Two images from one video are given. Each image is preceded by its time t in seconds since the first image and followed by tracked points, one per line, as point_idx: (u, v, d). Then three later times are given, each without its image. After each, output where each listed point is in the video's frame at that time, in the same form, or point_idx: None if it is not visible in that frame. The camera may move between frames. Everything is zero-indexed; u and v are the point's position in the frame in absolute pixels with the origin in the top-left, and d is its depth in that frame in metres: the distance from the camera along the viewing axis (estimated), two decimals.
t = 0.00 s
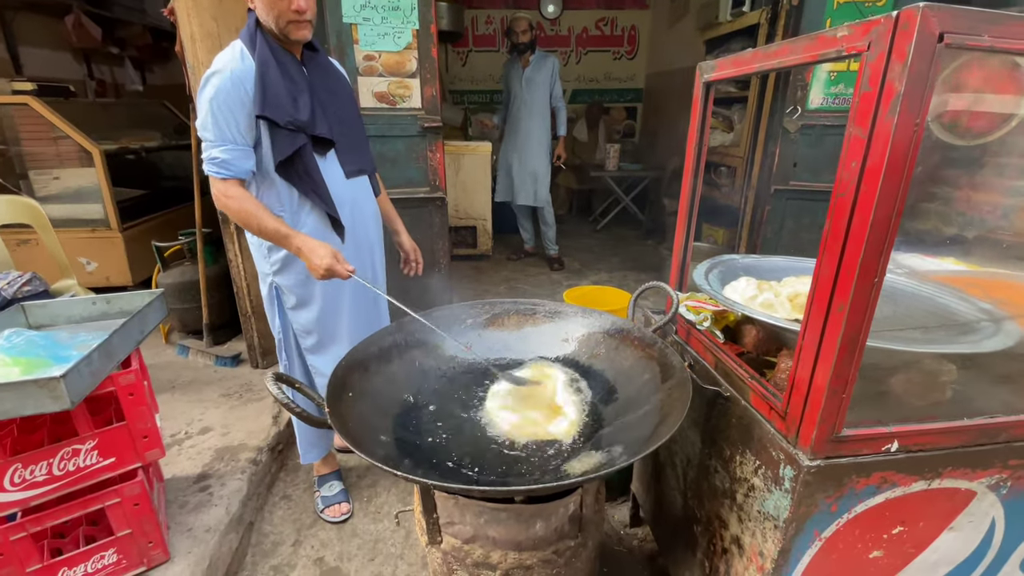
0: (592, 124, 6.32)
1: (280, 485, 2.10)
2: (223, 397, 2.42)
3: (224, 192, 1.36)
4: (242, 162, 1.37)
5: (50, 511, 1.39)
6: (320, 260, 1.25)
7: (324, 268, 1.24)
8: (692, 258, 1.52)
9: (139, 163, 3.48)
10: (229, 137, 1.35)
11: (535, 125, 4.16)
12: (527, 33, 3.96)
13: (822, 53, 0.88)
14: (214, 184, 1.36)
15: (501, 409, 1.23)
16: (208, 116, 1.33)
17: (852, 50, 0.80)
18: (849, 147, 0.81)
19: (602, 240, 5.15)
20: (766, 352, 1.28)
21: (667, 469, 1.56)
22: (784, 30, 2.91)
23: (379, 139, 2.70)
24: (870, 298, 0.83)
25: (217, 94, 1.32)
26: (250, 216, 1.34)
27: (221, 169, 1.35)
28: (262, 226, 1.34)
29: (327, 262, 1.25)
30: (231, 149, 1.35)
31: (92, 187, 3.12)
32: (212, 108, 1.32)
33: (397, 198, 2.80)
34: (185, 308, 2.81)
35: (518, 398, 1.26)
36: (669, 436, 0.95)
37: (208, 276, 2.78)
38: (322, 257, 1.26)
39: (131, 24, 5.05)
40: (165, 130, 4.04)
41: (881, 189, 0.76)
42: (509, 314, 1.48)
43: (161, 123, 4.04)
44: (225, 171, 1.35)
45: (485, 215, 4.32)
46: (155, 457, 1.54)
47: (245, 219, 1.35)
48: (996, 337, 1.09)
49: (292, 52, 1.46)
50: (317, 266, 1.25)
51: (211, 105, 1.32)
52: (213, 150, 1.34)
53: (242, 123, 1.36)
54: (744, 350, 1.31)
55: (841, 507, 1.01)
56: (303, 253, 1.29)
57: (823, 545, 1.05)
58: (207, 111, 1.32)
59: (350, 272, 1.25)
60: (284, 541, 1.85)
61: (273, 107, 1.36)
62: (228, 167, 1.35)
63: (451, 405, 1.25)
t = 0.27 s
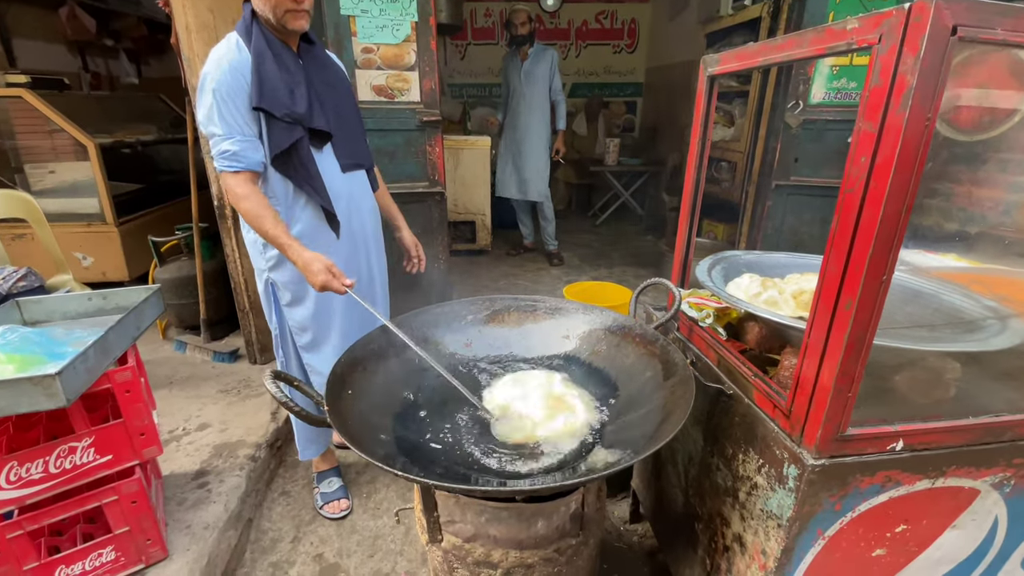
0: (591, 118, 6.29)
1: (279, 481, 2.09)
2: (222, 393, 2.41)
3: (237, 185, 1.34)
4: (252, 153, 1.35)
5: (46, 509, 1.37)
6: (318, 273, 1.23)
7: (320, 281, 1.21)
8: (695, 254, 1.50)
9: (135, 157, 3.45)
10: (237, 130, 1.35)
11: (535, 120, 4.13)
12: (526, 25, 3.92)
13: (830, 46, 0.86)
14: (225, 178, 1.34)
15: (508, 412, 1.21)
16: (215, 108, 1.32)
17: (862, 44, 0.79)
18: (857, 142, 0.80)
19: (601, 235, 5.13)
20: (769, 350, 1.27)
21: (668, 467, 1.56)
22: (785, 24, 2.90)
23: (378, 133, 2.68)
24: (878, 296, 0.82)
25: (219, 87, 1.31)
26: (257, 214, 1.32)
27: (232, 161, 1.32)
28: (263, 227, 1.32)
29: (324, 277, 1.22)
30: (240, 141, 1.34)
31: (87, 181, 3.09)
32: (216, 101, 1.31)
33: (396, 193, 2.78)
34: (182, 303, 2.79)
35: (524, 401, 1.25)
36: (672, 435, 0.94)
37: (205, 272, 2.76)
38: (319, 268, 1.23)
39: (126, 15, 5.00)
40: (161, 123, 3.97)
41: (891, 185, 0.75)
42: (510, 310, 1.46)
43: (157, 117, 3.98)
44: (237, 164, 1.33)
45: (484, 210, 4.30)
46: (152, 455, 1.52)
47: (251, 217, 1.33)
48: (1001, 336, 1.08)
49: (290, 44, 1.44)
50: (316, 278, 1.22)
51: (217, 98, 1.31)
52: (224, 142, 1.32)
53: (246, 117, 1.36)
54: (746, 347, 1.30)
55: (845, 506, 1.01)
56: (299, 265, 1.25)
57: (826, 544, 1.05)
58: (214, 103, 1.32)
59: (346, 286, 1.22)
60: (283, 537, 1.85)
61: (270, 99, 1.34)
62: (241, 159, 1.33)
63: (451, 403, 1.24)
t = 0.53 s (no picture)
0: (590, 114, 6.26)
1: (277, 479, 2.08)
2: (219, 391, 2.40)
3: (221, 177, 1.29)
4: (242, 146, 1.30)
5: (43, 509, 1.36)
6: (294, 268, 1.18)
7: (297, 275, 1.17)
8: (695, 251, 1.50)
9: (130, 152, 3.42)
10: (229, 121, 1.30)
11: (533, 116, 4.11)
12: (525, 19, 3.89)
13: (835, 41, 0.85)
14: (216, 170, 1.29)
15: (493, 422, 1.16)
16: (207, 98, 1.27)
17: (868, 38, 0.77)
18: (863, 139, 0.79)
19: (600, 232, 5.12)
20: (770, 347, 1.26)
21: (668, 464, 1.55)
22: (785, 19, 2.90)
23: (376, 129, 2.66)
24: (883, 294, 0.81)
25: (215, 77, 1.27)
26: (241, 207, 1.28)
27: (221, 153, 1.28)
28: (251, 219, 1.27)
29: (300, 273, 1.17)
30: (231, 132, 1.29)
31: (81, 177, 3.06)
32: (209, 91, 1.27)
33: (394, 189, 2.77)
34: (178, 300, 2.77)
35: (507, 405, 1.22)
36: (674, 434, 0.93)
37: (202, 269, 2.74)
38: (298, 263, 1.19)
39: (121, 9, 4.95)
40: (156, 118, 3.94)
41: (897, 182, 0.74)
42: (509, 308, 1.45)
43: (152, 112, 3.95)
44: (225, 156, 1.28)
45: (482, 206, 4.28)
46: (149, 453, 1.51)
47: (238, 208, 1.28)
48: (1004, 333, 1.07)
49: (290, 40, 1.43)
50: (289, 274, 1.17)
51: (209, 86, 1.27)
52: (213, 134, 1.28)
53: (240, 108, 1.32)
54: (747, 345, 1.29)
55: (847, 505, 1.00)
56: (280, 262, 1.20)
57: (827, 542, 1.04)
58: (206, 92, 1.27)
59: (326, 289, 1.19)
60: (281, 536, 1.84)
61: (269, 93, 1.32)
62: (227, 150, 1.28)
63: (450, 402, 1.23)
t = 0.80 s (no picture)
0: (586, 111, 6.24)
1: (273, 479, 2.06)
2: (214, 391, 2.38)
3: (223, 177, 1.31)
4: (240, 145, 1.31)
5: (35, 511, 1.34)
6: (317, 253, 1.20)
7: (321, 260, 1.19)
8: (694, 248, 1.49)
9: (123, 149, 3.38)
10: (228, 119, 1.30)
11: (530, 113, 4.10)
12: (521, 15, 3.87)
13: (838, 36, 0.84)
14: (212, 169, 1.31)
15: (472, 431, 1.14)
16: (205, 96, 1.28)
17: (871, 33, 0.76)
18: (866, 135, 0.78)
19: (596, 229, 5.11)
20: (769, 346, 1.26)
21: (666, 462, 1.55)
22: (783, 16, 2.90)
23: (371, 125, 2.64)
24: (886, 292, 0.80)
25: (212, 75, 1.27)
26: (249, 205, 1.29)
27: (218, 152, 1.29)
28: (258, 214, 1.28)
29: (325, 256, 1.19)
30: (228, 131, 1.30)
31: (73, 174, 3.02)
32: (207, 89, 1.27)
33: (390, 186, 2.75)
34: (172, 299, 2.75)
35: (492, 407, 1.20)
36: (674, 435, 0.92)
37: (196, 267, 2.71)
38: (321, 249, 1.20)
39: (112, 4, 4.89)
40: (149, 115, 3.90)
41: (900, 179, 0.73)
42: (507, 307, 1.44)
43: (144, 109, 3.91)
44: (225, 155, 1.29)
45: (479, 204, 4.26)
46: (143, 454, 1.50)
47: (244, 204, 1.29)
48: (1005, 331, 1.07)
49: (289, 37, 1.41)
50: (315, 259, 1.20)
51: (207, 85, 1.27)
52: (212, 133, 1.28)
53: (237, 106, 1.31)
54: (746, 343, 1.29)
55: (848, 503, 1.00)
56: (302, 245, 1.23)
57: (828, 541, 1.04)
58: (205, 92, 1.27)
59: (346, 266, 1.18)
60: (278, 536, 1.82)
61: (265, 90, 1.31)
62: (228, 150, 1.29)
63: (448, 404, 1.22)
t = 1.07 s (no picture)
0: (581, 109, 6.24)
1: (267, 482, 2.04)
2: (207, 393, 2.35)
3: (238, 185, 1.33)
4: (248, 150, 1.32)
5: (25, 518, 1.32)
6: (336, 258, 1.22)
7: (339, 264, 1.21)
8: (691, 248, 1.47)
9: (113, 149, 3.34)
10: (230, 127, 1.32)
11: (524, 111, 4.08)
12: (515, 13, 3.86)
13: (836, 34, 0.83)
14: (228, 177, 1.33)
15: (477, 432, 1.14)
16: (206, 106, 1.29)
17: (870, 31, 0.76)
18: (866, 134, 0.77)
19: (592, 228, 5.11)
20: (766, 346, 1.25)
21: (664, 463, 1.54)
22: (778, 14, 2.89)
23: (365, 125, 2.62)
24: (886, 293, 0.79)
25: (201, 88, 1.28)
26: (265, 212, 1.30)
27: (230, 160, 1.30)
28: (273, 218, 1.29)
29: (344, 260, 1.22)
30: (237, 138, 1.31)
31: (62, 175, 2.99)
32: (205, 102, 1.29)
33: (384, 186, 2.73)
34: (164, 301, 2.72)
35: (490, 407, 1.21)
36: (672, 439, 0.91)
37: (187, 268, 2.68)
38: (338, 253, 1.22)
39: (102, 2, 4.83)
40: (140, 114, 3.86)
41: (900, 179, 0.72)
42: (503, 308, 1.43)
43: (135, 108, 3.87)
44: (235, 162, 1.31)
45: (474, 203, 4.24)
46: (134, 459, 1.47)
47: (261, 212, 1.30)
48: (1003, 330, 1.07)
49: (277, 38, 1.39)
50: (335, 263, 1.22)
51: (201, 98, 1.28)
52: (219, 142, 1.30)
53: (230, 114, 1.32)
54: (744, 343, 1.28)
55: (847, 505, 0.99)
56: (316, 249, 1.24)
57: (826, 543, 1.03)
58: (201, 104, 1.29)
59: (364, 268, 1.21)
60: (272, 540, 1.81)
61: (249, 95, 1.29)
62: (238, 157, 1.31)
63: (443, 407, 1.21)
